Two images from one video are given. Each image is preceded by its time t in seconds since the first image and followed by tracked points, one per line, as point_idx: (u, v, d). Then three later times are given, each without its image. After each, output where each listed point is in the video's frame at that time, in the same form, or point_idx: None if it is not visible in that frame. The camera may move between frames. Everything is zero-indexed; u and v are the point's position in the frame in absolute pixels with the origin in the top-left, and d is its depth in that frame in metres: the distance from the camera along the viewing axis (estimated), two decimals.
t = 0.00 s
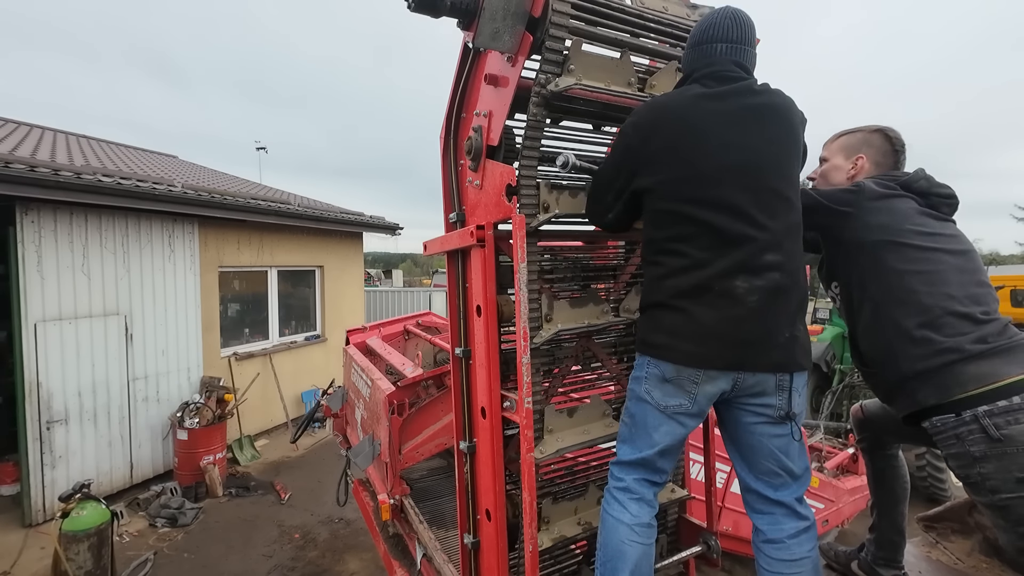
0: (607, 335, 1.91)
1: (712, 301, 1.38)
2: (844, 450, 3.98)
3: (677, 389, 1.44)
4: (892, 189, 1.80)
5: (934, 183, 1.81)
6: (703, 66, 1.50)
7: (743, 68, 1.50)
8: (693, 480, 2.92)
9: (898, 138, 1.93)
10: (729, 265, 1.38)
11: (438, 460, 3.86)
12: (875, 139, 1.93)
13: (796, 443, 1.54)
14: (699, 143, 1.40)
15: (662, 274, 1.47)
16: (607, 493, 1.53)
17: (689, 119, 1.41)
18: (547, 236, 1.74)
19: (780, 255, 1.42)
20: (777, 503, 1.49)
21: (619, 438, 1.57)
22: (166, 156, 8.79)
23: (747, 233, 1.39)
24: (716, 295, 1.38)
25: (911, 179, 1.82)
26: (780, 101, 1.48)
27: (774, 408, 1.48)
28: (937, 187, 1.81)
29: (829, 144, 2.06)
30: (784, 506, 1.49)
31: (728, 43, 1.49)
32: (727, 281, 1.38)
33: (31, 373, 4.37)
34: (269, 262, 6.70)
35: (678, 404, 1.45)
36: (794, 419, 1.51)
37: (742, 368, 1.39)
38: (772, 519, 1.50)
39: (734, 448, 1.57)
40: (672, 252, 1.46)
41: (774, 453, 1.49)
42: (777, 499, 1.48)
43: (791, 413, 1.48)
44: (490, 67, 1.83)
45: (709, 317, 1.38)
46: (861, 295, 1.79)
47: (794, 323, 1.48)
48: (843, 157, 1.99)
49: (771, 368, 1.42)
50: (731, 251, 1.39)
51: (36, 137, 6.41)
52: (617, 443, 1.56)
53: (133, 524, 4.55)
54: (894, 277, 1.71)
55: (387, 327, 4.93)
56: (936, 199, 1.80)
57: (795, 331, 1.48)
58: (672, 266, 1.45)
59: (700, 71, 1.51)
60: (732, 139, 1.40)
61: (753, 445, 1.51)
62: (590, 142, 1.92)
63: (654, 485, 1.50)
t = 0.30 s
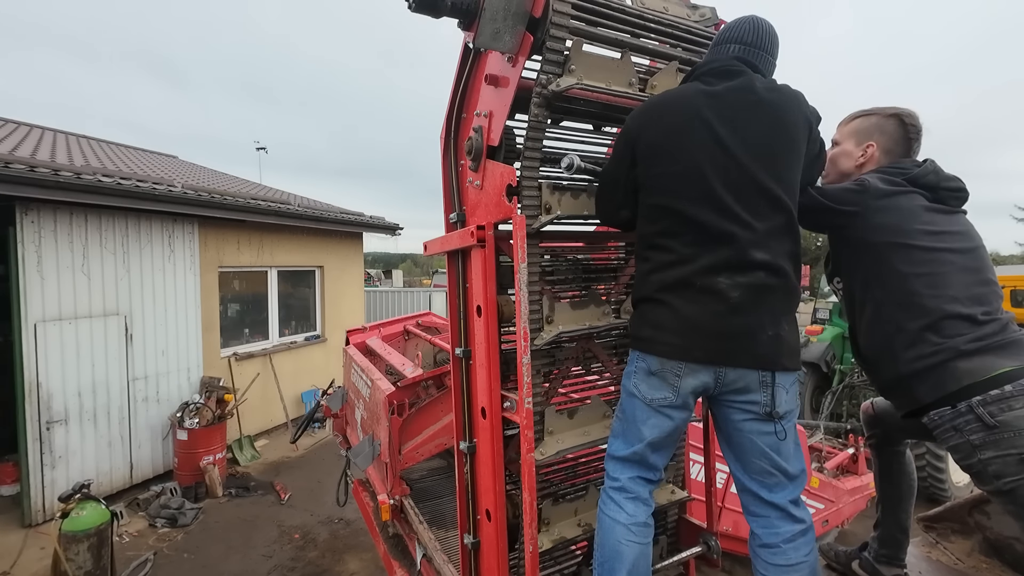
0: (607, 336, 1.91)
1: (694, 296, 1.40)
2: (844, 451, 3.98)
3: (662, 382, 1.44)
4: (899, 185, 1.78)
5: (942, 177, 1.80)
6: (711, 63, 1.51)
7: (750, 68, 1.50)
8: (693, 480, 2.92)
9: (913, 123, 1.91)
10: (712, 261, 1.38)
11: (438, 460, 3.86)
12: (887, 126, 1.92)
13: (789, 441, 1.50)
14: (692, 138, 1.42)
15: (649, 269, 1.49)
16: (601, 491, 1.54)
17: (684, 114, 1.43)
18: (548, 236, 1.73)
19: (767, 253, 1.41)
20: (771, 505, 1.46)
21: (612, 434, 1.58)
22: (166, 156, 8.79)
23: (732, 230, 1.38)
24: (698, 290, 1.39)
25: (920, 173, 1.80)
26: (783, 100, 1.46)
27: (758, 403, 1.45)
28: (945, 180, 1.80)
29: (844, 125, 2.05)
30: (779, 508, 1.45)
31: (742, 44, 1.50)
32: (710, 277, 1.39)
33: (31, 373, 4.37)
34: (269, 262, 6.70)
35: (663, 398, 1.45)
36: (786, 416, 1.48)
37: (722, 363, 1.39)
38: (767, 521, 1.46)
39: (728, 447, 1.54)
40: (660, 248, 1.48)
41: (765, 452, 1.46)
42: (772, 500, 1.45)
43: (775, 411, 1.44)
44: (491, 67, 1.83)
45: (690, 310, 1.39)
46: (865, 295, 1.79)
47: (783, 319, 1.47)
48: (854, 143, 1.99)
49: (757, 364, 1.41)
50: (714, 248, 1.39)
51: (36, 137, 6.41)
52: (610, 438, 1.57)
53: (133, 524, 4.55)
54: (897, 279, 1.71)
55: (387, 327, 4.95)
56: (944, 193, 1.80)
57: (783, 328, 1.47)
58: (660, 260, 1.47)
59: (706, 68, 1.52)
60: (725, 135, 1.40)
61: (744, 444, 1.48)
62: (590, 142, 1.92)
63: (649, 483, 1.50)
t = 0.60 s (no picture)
0: (607, 336, 1.91)
1: (680, 298, 1.40)
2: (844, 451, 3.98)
3: (655, 382, 1.45)
4: (905, 183, 1.79)
5: (947, 175, 1.80)
6: (704, 54, 1.48)
7: (743, 57, 1.45)
8: (694, 480, 2.92)
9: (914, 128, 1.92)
10: (695, 264, 1.38)
11: (438, 460, 3.87)
12: (888, 129, 1.93)
13: (792, 445, 1.43)
14: (676, 135, 1.41)
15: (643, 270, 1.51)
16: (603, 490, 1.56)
17: (668, 112, 1.43)
18: (548, 237, 1.73)
19: (757, 254, 1.35)
20: (771, 512, 1.41)
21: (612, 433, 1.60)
22: (166, 156, 8.80)
23: (714, 229, 1.36)
24: (684, 292, 1.39)
25: (925, 172, 1.81)
26: (780, 90, 1.38)
27: (749, 403, 1.39)
28: (951, 179, 1.80)
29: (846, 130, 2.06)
30: (779, 517, 1.40)
31: (736, 29, 1.47)
32: (696, 280, 1.38)
33: (31, 373, 4.37)
34: (269, 262, 6.70)
35: (656, 398, 1.45)
36: (786, 418, 1.41)
37: (704, 367, 1.37)
38: (766, 529, 1.42)
39: (727, 450, 1.49)
40: (651, 249, 1.50)
41: (764, 456, 1.40)
42: (773, 507, 1.40)
43: (772, 412, 1.38)
44: (491, 67, 1.83)
45: (675, 313, 1.40)
46: (877, 292, 1.79)
47: (783, 323, 1.38)
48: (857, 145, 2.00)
49: (750, 369, 1.35)
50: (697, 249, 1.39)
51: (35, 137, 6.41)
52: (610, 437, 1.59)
53: (133, 524, 4.55)
54: (909, 274, 1.71)
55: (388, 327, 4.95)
56: (950, 191, 1.80)
57: (783, 333, 1.38)
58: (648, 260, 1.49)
59: (699, 59, 1.49)
60: (707, 132, 1.38)
61: (742, 447, 1.43)
62: (590, 143, 1.92)
63: (649, 485, 1.50)
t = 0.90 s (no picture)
0: (608, 336, 1.90)
1: (673, 302, 1.41)
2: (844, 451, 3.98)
3: (652, 385, 1.46)
4: (908, 183, 1.79)
5: (950, 175, 1.81)
6: (699, 50, 1.48)
7: (736, 52, 1.44)
8: (693, 480, 2.92)
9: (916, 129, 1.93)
10: (686, 267, 1.38)
11: (438, 460, 3.87)
12: (893, 131, 1.93)
13: (793, 449, 1.42)
14: (666, 133, 1.42)
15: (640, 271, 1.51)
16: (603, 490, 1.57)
17: (660, 110, 1.44)
18: (548, 237, 1.73)
19: (745, 254, 1.34)
20: (772, 518, 1.40)
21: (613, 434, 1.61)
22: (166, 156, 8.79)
23: (702, 229, 1.36)
24: (678, 296, 1.40)
25: (928, 171, 1.82)
26: (773, 85, 1.36)
27: (748, 406, 1.39)
28: (953, 179, 1.81)
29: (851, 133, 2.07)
30: (780, 523, 1.39)
31: (728, 21, 1.47)
32: (688, 283, 1.38)
33: (31, 373, 4.37)
34: (269, 262, 6.70)
35: (653, 400, 1.46)
36: (786, 420, 1.40)
37: (694, 371, 1.38)
38: (766, 535, 1.41)
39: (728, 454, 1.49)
40: (646, 250, 1.50)
41: (764, 461, 1.40)
42: (774, 512, 1.39)
43: (770, 415, 1.37)
44: (490, 67, 1.83)
45: (667, 316, 1.41)
46: (879, 292, 1.80)
47: (776, 329, 1.35)
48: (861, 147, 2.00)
49: (743, 376, 1.34)
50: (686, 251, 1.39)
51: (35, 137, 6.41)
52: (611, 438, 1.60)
53: (133, 524, 4.55)
54: (912, 274, 1.71)
55: (388, 327, 4.96)
56: (953, 190, 1.80)
57: (777, 339, 1.35)
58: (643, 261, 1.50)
59: (694, 54, 1.49)
60: (696, 129, 1.38)
61: (743, 451, 1.43)
62: (590, 143, 1.92)
63: (650, 486, 1.49)
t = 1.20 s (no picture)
0: (608, 336, 1.91)
1: (660, 307, 1.41)
2: (845, 451, 3.98)
3: (645, 385, 1.46)
4: (908, 183, 1.79)
5: (950, 177, 1.81)
6: (701, 54, 1.48)
7: (735, 58, 1.44)
8: (694, 480, 2.91)
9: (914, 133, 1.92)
10: (676, 272, 1.39)
11: (438, 460, 3.87)
12: (894, 135, 1.91)
13: (786, 449, 1.42)
14: (663, 136, 1.42)
15: (632, 270, 1.51)
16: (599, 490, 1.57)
17: (657, 112, 1.44)
18: (548, 237, 1.73)
19: (735, 260, 1.35)
20: (765, 518, 1.40)
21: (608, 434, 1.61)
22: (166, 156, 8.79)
23: (694, 233, 1.36)
24: (665, 301, 1.40)
25: (928, 172, 1.83)
26: (770, 95, 1.36)
27: (739, 407, 1.39)
28: (953, 181, 1.82)
29: (846, 135, 2.04)
30: (774, 523, 1.39)
31: (730, 27, 1.47)
32: (676, 288, 1.39)
33: (31, 373, 4.37)
34: (269, 262, 6.70)
35: (646, 400, 1.46)
36: (777, 420, 1.40)
37: (680, 376, 1.39)
38: (761, 535, 1.41)
39: (723, 454, 1.49)
40: (637, 252, 1.50)
41: (757, 461, 1.40)
42: (768, 512, 1.39)
43: (761, 415, 1.38)
44: (490, 67, 1.83)
45: (655, 321, 1.42)
46: (878, 291, 1.80)
47: (760, 335, 1.36)
48: (861, 150, 1.98)
49: (727, 382, 1.35)
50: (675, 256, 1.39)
51: (35, 137, 6.40)
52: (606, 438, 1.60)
53: (133, 524, 4.55)
54: (911, 273, 1.71)
55: (387, 327, 4.96)
56: (952, 192, 1.81)
57: (761, 345, 1.36)
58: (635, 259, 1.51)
59: (694, 57, 1.49)
60: (693, 133, 1.38)
61: (736, 451, 1.43)
62: (590, 143, 1.92)
63: (646, 485, 1.50)
